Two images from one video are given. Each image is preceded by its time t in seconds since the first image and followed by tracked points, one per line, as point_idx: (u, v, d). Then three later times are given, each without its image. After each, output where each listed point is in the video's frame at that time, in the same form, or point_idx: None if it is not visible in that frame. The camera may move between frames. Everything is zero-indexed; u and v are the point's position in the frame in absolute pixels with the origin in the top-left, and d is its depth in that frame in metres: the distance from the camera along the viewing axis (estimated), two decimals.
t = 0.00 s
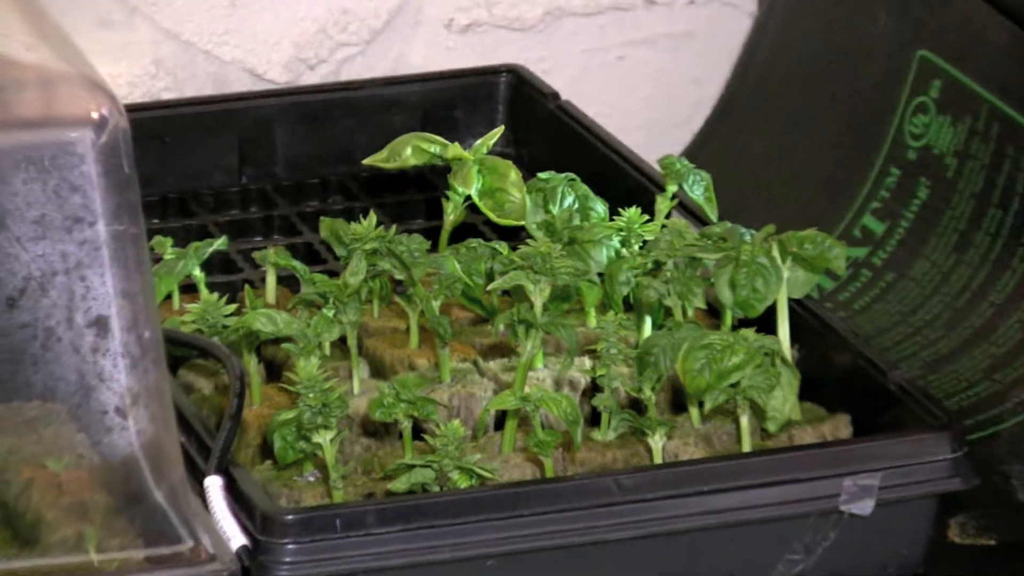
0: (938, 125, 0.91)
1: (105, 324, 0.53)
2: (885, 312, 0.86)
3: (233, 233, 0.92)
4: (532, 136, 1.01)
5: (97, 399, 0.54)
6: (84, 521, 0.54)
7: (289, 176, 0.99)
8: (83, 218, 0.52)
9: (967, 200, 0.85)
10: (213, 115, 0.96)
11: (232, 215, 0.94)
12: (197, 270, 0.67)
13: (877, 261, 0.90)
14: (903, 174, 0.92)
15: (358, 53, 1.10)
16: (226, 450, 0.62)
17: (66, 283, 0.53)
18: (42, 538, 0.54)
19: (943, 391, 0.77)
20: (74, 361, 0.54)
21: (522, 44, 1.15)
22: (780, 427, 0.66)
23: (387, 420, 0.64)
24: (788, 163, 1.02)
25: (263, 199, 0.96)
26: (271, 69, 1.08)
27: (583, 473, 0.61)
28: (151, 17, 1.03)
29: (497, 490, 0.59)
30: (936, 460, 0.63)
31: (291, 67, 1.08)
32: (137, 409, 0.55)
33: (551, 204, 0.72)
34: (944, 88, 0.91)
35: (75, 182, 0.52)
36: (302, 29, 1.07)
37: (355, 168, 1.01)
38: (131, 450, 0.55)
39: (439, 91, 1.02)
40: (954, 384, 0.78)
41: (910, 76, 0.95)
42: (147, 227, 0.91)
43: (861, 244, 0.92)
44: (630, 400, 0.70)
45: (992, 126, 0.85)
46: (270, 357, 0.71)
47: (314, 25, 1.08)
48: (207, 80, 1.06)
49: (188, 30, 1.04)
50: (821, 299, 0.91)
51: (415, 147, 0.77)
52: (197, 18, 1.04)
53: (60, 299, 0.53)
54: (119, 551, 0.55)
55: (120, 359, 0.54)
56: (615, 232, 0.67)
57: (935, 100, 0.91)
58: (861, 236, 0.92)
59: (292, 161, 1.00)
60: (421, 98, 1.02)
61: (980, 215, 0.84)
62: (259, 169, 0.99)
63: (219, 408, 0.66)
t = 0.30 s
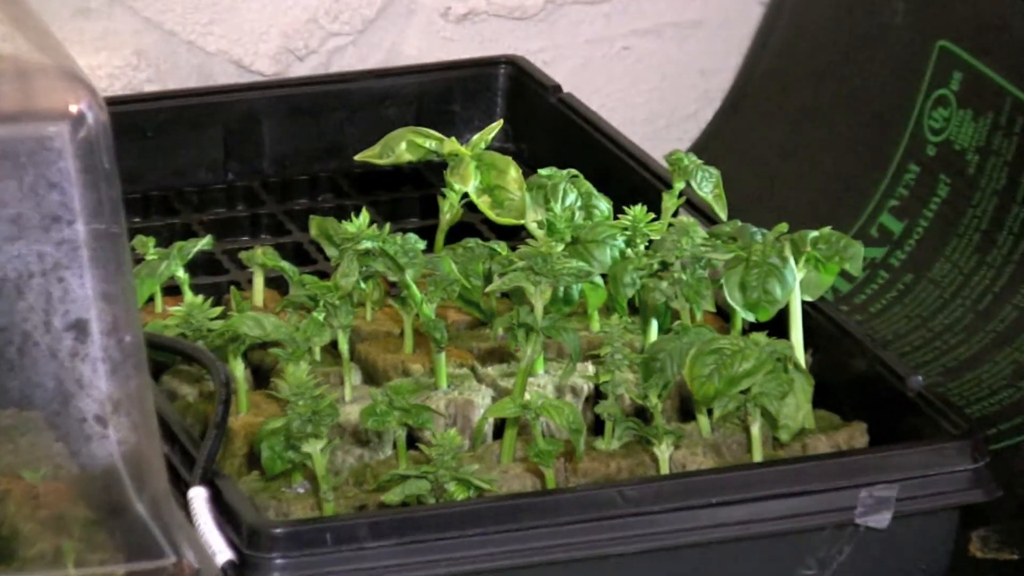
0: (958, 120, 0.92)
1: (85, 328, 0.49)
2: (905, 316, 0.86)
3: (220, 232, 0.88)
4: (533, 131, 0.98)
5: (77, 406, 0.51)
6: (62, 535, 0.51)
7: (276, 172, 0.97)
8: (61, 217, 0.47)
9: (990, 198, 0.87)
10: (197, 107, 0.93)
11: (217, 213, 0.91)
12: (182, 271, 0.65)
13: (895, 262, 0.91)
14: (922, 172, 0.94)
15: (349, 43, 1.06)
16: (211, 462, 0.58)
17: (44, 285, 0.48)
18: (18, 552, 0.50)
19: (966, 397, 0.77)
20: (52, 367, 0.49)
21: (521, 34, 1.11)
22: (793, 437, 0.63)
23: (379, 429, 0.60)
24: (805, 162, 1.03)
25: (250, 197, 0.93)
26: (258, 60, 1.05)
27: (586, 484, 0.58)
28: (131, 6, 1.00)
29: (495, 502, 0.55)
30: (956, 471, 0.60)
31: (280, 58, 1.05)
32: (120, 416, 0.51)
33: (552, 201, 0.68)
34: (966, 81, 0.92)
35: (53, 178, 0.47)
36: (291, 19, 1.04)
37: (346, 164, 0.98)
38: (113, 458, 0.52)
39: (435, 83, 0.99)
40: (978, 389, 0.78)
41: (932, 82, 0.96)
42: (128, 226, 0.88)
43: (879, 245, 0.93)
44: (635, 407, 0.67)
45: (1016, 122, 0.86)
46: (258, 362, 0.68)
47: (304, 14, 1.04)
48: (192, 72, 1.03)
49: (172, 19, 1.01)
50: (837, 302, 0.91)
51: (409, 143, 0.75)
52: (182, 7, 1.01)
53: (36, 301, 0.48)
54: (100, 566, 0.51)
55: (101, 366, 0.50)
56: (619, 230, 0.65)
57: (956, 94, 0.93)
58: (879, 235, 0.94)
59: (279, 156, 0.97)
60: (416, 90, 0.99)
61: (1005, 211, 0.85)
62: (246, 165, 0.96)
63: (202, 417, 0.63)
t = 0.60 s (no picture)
0: (981, 114, 0.90)
1: (61, 332, 0.46)
2: (925, 321, 0.83)
3: (205, 231, 0.86)
4: (533, 124, 0.95)
5: (53, 414, 0.47)
6: (38, 550, 0.48)
7: (262, 168, 0.93)
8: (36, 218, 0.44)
9: (1012, 198, 0.84)
10: (180, 101, 0.90)
11: (202, 211, 0.88)
12: (164, 273, 0.62)
13: (914, 264, 0.88)
14: (943, 167, 0.91)
15: (340, 33, 1.03)
16: (194, 473, 0.55)
17: (19, 289, 0.45)
18: None
19: (989, 407, 0.74)
20: (27, 373, 0.47)
21: (519, 23, 1.08)
22: (805, 447, 0.59)
23: (371, 438, 0.57)
24: (822, 156, 1.00)
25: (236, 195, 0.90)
26: (245, 51, 1.02)
27: (589, 497, 0.55)
28: None
29: (494, 515, 0.52)
30: (976, 484, 0.57)
31: (267, 48, 1.02)
32: (97, 425, 0.48)
33: (553, 200, 0.66)
34: (988, 74, 0.90)
35: (28, 177, 0.44)
36: (279, 8, 1.01)
37: (337, 159, 0.95)
38: (91, 468, 0.48)
39: (430, 74, 0.96)
40: (1000, 399, 0.75)
41: (953, 77, 0.93)
42: (107, 224, 0.85)
43: (897, 246, 0.91)
44: (640, 416, 0.64)
45: None
46: (244, 369, 0.65)
47: (293, 3, 1.01)
48: (175, 63, 1.00)
49: (154, 8, 0.98)
50: (853, 305, 0.88)
51: (402, 138, 0.72)
52: None
53: (11, 304, 0.45)
54: None
55: (78, 370, 0.47)
56: (623, 230, 0.62)
57: (978, 87, 0.91)
58: (897, 235, 0.91)
59: (266, 151, 0.93)
60: (410, 82, 0.96)
61: None
62: (230, 161, 0.93)
63: (185, 426, 0.60)
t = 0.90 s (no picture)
0: (1009, 107, 0.87)
1: (34, 338, 0.41)
2: (946, 325, 0.78)
3: (187, 230, 0.82)
4: (535, 118, 0.92)
5: (24, 426, 0.42)
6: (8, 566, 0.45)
7: (247, 164, 0.90)
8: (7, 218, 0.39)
9: None
10: (160, 93, 0.87)
11: (185, 209, 0.84)
12: (142, 276, 0.59)
13: (937, 265, 0.85)
14: (968, 164, 0.89)
15: (330, 20, 1.01)
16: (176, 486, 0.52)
17: None
18: None
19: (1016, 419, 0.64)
20: None
21: (518, 11, 1.06)
22: (822, 460, 0.56)
23: (363, 449, 0.54)
24: (851, 150, 0.99)
25: (219, 192, 0.87)
26: (229, 40, 0.99)
27: (594, 511, 0.51)
28: None
29: (494, 531, 0.49)
30: (1004, 497, 0.53)
31: (252, 37, 0.99)
32: (74, 438, 0.43)
33: (556, 198, 0.63)
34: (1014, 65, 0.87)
35: None
36: None
37: (328, 155, 0.91)
38: (67, 484, 0.44)
39: (425, 63, 0.92)
40: None
41: (979, 66, 0.91)
42: (84, 224, 0.82)
43: (921, 247, 0.88)
44: (648, 427, 0.60)
45: None
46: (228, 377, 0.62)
47: None
48: (155, 52, 0.97)
49: None
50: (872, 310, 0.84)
51: (396, 131, 0.69)
52: None
53: None
54: None
55: (53, 380, 0.42)
56: (631, 228, 0.59)
57: (1005, 79, 0.88)
58: (921, 235, 0.89)
59: (251, 146, 0.90)
60: (404, 73, 0.92)
61: None
62: (214, 156, 0.89)
63: (166, 438, 0.57)
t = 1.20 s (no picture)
0: None
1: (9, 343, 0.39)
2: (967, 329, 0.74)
3: (170, 229, 0.80)
4: (538, 110, 0.89)
5: None
6: None
7: (234, 161, 0.87)
8: None
9: None
10: (142, 85, 0.84)
11: (168, 208, 0.82)
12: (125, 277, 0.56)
13: (962, 268, 0.82)
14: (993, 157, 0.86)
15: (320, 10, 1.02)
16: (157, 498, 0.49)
17: None
18: None
19: None
20: None
21: None
22: (839, 472, 0.53)
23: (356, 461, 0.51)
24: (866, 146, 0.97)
25: (205, 188, 0.84)
26: (216, 31, 1.00)
27: (597, 526, 0.48)
28: None
29: (491, 546, 0.46)
30: None
31: (240, 27, 1.00)
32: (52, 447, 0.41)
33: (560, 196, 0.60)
34: None
35: None
36: None
37: (320, 150, 0.89)
38: (45, 496, 0.42)
39: (421, 53, 0.90)
40: None
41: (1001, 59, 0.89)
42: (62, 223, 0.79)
43: (945, 248, 0.84)
44: (657, 437, 0.58)
45: None
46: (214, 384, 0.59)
47: None
48: (137, 42, 0.98)
49: None
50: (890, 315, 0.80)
51: (391, 126, 0.66)
52: None
53: None
54: None
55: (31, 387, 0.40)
56: (638, 226, 0.56)
57: None
58: (945, 235, 0.85)
59: (238, 140, 0.87)
60: (399, 62, 0.90)
61: None
62: (199, 151, 0.87)
63: (149, 448, 0.54)
